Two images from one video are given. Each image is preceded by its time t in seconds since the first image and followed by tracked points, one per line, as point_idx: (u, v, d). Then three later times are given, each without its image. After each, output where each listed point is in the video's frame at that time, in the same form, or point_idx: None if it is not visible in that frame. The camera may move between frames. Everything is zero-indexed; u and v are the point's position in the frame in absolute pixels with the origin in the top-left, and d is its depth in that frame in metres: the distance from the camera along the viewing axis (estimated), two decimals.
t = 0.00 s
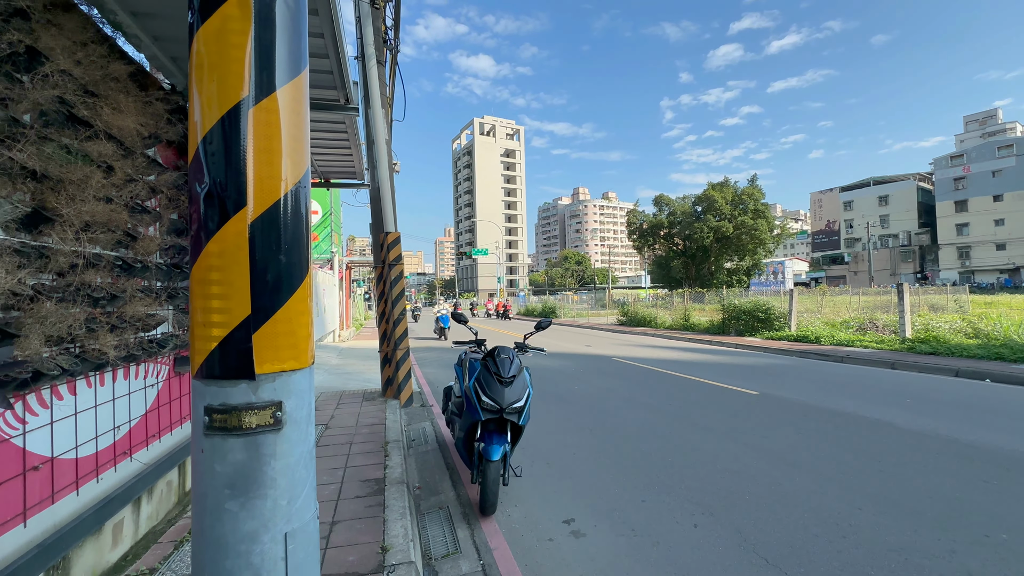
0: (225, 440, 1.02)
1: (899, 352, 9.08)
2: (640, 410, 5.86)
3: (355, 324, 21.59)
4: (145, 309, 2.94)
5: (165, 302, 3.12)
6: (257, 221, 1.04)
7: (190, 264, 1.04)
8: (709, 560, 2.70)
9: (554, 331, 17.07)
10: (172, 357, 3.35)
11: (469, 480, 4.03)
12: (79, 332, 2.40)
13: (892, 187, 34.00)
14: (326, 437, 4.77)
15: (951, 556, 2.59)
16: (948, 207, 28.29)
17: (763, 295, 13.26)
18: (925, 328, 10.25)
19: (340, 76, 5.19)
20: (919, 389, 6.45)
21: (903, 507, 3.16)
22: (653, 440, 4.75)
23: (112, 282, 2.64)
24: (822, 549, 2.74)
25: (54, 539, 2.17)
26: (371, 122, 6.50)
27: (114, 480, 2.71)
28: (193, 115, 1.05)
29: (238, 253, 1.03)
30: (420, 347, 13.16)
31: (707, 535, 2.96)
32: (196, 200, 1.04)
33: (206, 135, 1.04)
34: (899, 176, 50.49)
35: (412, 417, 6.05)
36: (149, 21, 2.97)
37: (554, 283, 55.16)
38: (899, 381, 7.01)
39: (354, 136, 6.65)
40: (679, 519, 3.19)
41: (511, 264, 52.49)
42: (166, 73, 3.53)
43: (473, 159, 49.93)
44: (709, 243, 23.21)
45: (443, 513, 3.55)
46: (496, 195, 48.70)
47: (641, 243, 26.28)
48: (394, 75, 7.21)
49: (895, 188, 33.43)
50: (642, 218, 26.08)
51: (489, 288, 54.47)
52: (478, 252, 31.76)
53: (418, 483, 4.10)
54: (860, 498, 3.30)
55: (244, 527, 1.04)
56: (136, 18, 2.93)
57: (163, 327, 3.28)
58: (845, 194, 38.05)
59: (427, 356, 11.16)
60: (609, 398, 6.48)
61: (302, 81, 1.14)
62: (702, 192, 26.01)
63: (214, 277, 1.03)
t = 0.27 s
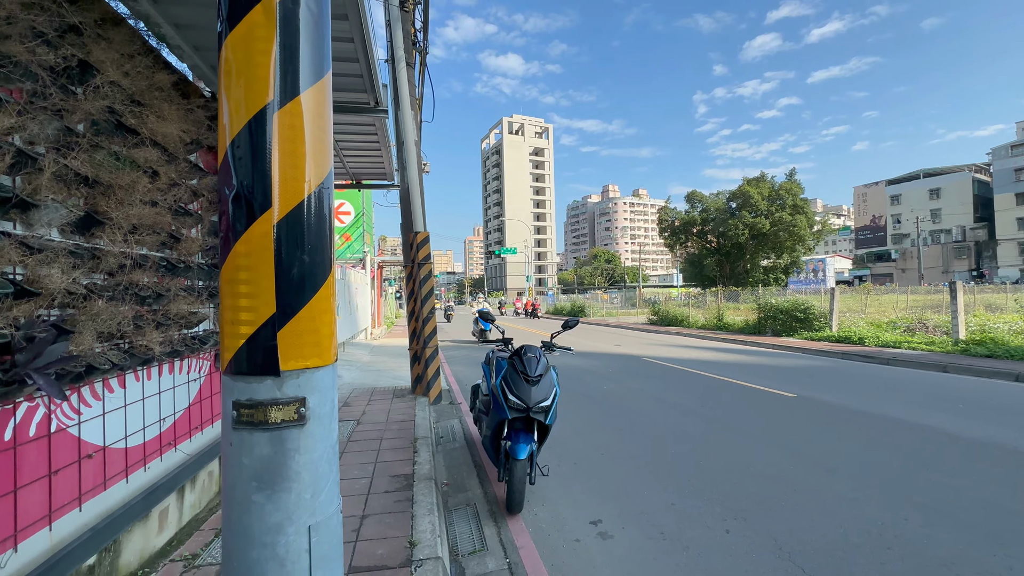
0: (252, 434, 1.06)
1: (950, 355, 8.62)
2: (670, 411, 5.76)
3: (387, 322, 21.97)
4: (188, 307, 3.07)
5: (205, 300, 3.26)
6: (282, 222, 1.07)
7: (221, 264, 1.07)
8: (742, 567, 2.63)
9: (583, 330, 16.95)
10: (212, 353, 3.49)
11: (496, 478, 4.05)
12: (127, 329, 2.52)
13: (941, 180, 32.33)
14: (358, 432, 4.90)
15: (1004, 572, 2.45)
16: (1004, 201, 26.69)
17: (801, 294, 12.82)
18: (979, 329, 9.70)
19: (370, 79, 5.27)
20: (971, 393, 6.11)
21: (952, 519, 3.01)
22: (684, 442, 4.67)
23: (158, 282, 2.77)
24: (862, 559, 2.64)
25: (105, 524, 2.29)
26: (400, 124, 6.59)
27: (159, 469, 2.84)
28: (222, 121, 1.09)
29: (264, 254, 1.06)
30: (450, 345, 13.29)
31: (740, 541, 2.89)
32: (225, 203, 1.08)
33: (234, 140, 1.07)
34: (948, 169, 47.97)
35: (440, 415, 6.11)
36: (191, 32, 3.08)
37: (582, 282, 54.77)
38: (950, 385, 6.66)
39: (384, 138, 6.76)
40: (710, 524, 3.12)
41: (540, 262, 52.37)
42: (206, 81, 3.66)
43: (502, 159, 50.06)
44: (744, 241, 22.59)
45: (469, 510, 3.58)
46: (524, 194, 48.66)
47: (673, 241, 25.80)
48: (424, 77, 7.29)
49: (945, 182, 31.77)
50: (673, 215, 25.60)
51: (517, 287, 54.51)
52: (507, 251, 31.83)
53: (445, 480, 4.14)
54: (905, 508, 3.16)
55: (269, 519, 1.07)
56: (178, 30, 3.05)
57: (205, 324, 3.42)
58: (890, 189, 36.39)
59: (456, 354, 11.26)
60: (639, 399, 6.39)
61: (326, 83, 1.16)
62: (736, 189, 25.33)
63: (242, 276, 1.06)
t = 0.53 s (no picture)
0: (283, 426, 1.10)
1: (1007, 358, 8.14)
2: (703, 412, 5.65)
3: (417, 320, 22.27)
4: (229, 305, 3.20)
5: (244, 298, 3.39)
6: (312, 221, 1.11)
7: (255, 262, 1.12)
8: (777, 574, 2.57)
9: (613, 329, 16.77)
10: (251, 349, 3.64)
11: (523, 476, 4.06)
12: (173, 326, 2.64)
13: (996, 172, 30.54)
14: (389, 427, 5.02)
15: None
16: None
17: (843, 293, 12.34)
18: None
19: (400, 82, 5.35)
20: None
21: (1006, 532, 2.85)
22: (716, 444, 4.57)
23: (200, 280, 2.89)
24: (906, 571, 2.53)
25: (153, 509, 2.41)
26: (429, 124, 6.67)
27: (202, 459, 2.97)
28: (255, 123, 1.13)
29: (295, 252, 1.10)
30: (479, 343, 13.37)
31: (775, 548, 2.82)
32: (259, 203, 1.12)
33: (267, 142, 1.11)
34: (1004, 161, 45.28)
35: (469, 412, 6.17)
36: (231, 41, 3.21)
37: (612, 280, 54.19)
38: (1007, 390, 6.28)
39: (414, 139, 6.86)
40: (744, 530, 3.05)
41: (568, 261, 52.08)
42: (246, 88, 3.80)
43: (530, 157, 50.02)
44: (780, 238, 21.89)
45: (497, 508, 3.60)
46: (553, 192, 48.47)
47: (705, 238, 25.23)
48: (453, 77, 7.35)
49: (1001, 174, 29.99)
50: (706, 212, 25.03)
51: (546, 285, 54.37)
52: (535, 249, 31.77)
53: (473, 476, 4.18)
54: (954, 519, 3.01)
55: (300, 508, 1.10)
56: (219, 40, 3.17)
57: (244, 321, 3.56)
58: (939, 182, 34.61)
59: (485, 353, 11.32)
60: (670, 399, 6.29)
61: (353, 86, 1.19)
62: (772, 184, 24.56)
63: (275, 273, 1.10)
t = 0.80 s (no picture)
0: (327, 420, 1.13)
1: None
2: (737, 414, 5.51)
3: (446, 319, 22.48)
4: (268, 304, 3.32)
5: (282, 297, 3.51)
6: (353, 222, 1.14)
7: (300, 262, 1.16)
8: None
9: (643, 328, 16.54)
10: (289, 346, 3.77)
11: (553, 476, 4.05)
12: (218, 324, 2.75)
13: None
14: (421, 425, 5.09)
15: None
16: None
17: (887, 293, 11.81)
18: None
19: (431, 83, 5.42)
20: None
21: None
22: (753, 448, 4.45)
23: (241, 280, 3.00)
24: None
25: (201, 499, 2.53)
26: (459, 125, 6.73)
27: (244, 452, 3.09)
28: (300, 127, 1.17)
29: (337, 252, 1.13)
30: (507, 342, 13.40)
31: (816, 556, 2.73)
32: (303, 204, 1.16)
33: (310, 145, 1.15)
34: None
35: (498, 411, 6.19)
36: (270, 48, 3.31)
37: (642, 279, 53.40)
38: None
39: (443, 139, 6.93)
40: (783, 537, 2.96)
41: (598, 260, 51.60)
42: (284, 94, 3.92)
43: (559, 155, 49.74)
44: (819, 235, 21.11)
45: (527, 507, 3.61)
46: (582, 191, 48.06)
47: (739, 236, 24.56)
48: (481, 77, 7.39)
49: None
50: (740, 208, 24.36)
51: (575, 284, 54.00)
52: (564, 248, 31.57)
53: (503, 475, 4.20)
54: (1012, 532, 2.85)
55: (343, 501, 1.14)
56: (259, 47, 3.28)
57: (283, 319, 3.68)
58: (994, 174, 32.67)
59: (514, 352, 11.33)
60: (703, 401, 6.16)
61: (392, 89, 1.22)
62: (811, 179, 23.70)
63: (317, 273, 1.14)
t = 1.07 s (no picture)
0: (382, 419, 1.15)
1: None
2: (776, 418, 5.34)
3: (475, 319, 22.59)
4: (308, 303, 3.41)
5: (320, 296, 3.60)
6: (405, 224, 1.16)
7: (354, 263, 1.18)
8: None
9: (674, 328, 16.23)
10: (326, 344, 3.89)
11: (586, 477, 4.02)
12: (262, 323, 2.85)
13: None
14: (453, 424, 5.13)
15: None
16: None
17: (937, 292, 11.22)
18: None
19: (461, 84, 5.46)
20: None
21: None
22: (793, 453, 4.31)
23: (283, 280, 3.09)
24: None
25: (247, 490, 2.63)
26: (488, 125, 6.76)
27: (286, 446, 3.19)
28: (354, 130, 1.19)
29: (391, 253, 1.15)
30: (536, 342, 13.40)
31: (865, 567, 2.62)
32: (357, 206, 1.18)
33: (364, 148, 1.17)
34: None
35: (528, 410, 6.19)
36: (309, 55, 3.40)
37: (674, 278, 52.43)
38: None
39: (473, 140, 6.97)
40: (829, 546, 2.85)
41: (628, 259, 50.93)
42: (321, 98, 4.02)
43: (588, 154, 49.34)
44: (862, 232, 20.23)
45: (560, 507, 3.59)
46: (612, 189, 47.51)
47: (776, 233, 23.80)
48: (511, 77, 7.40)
49: None
50: (776, 205, 23.60)
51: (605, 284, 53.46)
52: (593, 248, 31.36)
53: (536, 475, 4.19)
54: None
55: (398, 498, 1.16)
56: (298, 54, 3.37)
57: (321, 318, 3.78)
58: None
59: (544, 351, 11.30)
60: (739, 403, 6.00)
61: (442, 89, 1.22)
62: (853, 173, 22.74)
63: (371, 273, 1.16)
